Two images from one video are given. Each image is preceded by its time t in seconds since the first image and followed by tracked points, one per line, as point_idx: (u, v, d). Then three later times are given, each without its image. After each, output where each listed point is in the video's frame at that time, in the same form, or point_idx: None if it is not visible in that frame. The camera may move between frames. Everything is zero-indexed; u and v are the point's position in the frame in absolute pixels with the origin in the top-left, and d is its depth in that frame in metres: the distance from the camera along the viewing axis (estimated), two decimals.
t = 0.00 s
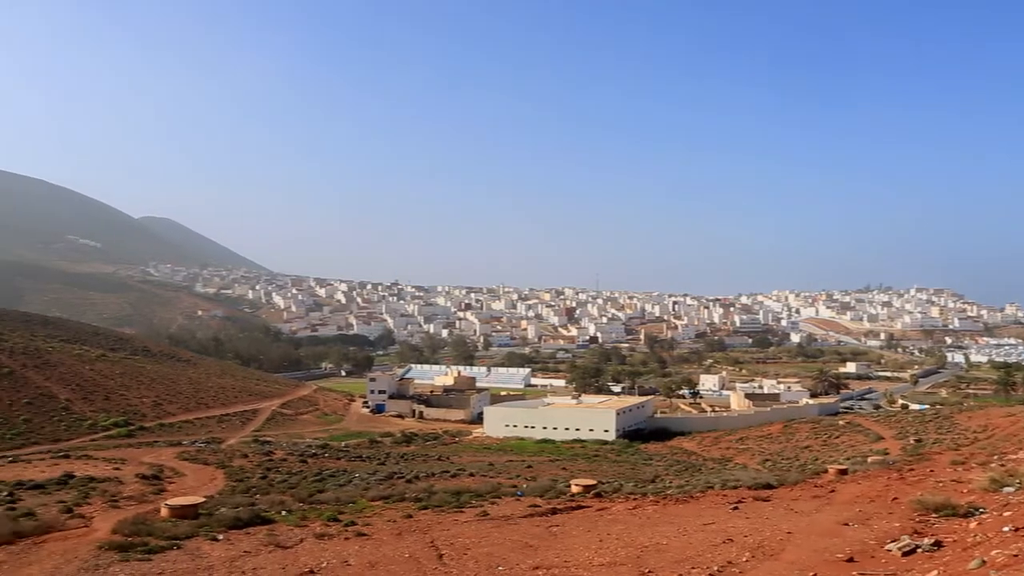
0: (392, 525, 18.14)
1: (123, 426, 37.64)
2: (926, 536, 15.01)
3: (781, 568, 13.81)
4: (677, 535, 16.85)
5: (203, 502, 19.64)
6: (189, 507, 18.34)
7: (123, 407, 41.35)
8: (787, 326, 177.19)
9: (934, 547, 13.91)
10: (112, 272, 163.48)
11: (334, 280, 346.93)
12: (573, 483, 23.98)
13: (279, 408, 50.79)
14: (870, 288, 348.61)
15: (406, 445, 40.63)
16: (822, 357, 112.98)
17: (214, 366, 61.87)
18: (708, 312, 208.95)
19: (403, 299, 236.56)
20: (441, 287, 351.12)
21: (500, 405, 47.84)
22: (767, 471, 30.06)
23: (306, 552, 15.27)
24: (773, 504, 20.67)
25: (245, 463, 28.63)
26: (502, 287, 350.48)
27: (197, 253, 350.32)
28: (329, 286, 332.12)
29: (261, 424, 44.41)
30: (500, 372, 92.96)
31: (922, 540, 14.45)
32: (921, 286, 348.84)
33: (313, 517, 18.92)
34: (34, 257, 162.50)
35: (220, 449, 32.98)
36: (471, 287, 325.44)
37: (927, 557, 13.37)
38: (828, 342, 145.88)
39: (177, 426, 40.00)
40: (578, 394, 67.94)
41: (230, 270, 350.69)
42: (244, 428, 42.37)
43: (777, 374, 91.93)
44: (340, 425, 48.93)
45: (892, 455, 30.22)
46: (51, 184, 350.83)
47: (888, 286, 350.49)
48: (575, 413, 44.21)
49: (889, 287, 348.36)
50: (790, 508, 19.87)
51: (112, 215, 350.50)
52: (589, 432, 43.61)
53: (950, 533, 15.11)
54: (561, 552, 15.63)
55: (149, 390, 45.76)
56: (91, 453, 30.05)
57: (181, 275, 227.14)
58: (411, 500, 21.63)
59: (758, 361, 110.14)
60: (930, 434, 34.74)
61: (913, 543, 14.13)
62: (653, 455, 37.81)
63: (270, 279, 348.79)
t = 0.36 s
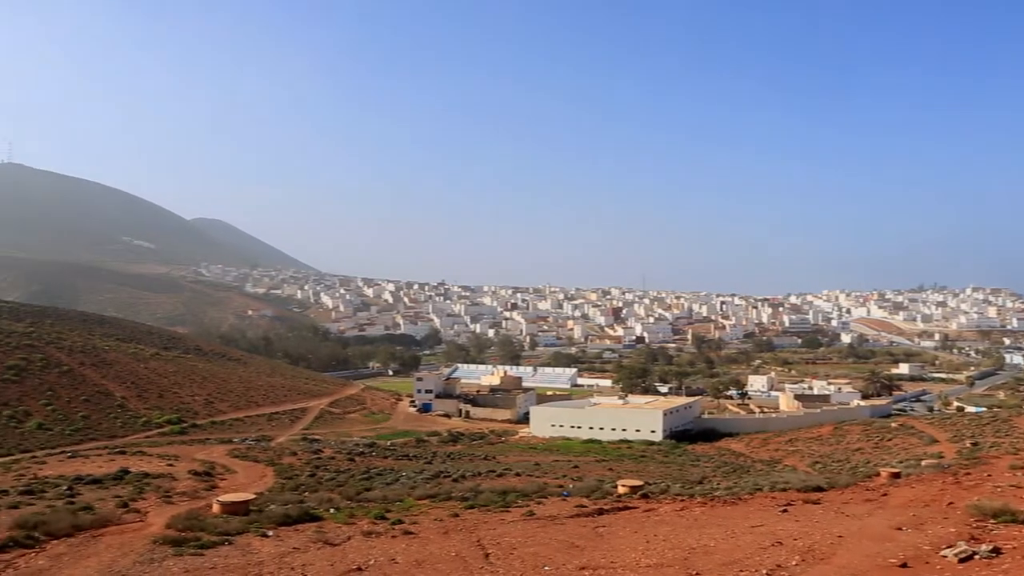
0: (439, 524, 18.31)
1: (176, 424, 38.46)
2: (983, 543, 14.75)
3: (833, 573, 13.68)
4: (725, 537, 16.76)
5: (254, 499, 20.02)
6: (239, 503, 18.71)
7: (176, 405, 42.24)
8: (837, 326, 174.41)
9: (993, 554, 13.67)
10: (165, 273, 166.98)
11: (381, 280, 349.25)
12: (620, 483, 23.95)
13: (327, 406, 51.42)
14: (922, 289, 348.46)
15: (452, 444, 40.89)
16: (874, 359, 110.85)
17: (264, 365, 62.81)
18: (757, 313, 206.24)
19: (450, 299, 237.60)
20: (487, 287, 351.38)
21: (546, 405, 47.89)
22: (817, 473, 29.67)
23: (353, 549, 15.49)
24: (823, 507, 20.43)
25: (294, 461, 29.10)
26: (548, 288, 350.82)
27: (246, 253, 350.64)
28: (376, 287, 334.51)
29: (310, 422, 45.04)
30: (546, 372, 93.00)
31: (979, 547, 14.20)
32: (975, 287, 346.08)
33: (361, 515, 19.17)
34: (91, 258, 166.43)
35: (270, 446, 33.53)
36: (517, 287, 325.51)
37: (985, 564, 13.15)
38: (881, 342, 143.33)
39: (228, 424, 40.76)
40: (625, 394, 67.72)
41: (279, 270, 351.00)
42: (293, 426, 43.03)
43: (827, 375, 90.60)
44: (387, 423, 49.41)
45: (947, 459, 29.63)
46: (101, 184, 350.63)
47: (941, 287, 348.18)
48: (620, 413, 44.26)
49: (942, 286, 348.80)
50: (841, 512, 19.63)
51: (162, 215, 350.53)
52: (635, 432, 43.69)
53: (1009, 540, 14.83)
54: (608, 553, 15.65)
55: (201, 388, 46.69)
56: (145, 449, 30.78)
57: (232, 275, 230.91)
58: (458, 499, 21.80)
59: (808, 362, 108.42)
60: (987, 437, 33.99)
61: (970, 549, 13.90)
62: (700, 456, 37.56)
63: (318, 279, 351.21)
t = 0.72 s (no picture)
0: (485, 524, 18.42)
1: (227, 422, 39.14)
2: None
3: None
4: (774, 540, 16.62)
5: (303, 497, 20.34)
6: (288, 500, 19.01)
7: (227, 403, 43.00)
8: (890, 326, 171.03)
9: None
10: (216, 273, 169.77)
11: (427, 279, 350.79)
12: (667, 484, 23.84)
13: (374, 405, 51.91)
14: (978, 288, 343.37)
15: (498, 443, 41.02)
16: (928, 360, 108.41)
17: (313, 364, 63.57)
18: (807, 313, 202.97)
19: (496, 299, 237.87)
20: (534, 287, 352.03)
21: (592, 405, 47.77)
22: (868, 476, 29.22)
23: (401, 547, 15.67)
24: (876, 511, 20.13)
25: (342, 460, 29.44)
26: (594, 288, 350.72)
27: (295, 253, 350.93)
28: (423, 287, 335.95)
29: (357, 421, 45.51)
30: (592, 372, 92.72)
31: None
32: None
33: (408, 514, 19.36)
34: (144, 258, 170.00)
35: (318, 444, 33.96)
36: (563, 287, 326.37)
37: None
38: (936, 343, 140.28)
39: (278, 422, 41.34)
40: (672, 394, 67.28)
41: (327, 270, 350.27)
42: (340, 424, 43.52)
43: (879, 377, 88.97)
44: (434, 423, 49.70)
45: (1004, 463, 28.97)
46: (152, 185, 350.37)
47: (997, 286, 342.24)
48: (667, 414, 43.97)
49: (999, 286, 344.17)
50: (894, 516, 19.32)
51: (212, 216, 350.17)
52: (682, 433, 43.37)
53: None
54: (654, 554, 15.62)
55: (251, 387, 47.43)
56: (197, 446, 31.41)
57: (280, 275, 234.09)
58: (505, 499, 21.88)
59: (860, 363, 106.40)
60: None
61: None
62: (749, 457, 37.17)
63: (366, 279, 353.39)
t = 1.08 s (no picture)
0: (530, 523, 18.45)
1: (276, 420, 39.68)
2: None
3: None
4: (824, 544, 16.41)
5: (350, 494, 20.56)
6: (335, 498, 19.21)
7: (276, 401, 43.60)
8: (944, 326, 167.33)
9: None
10: (265, 273, 172.16)
11: (472, 280, 351.38)
12: (714, 486, 23.64)
13: (421, 404, 52.22)
14: None
15: (543, 443, 41.02)
16: (984, 361, 105.82)
17: (360, 363, 64.15)
18: (858, 313, 199.37)
19: (541, 299, 237.76)
20: (580, 287, 352.37)
21: (639, 406, 47.55)
22: (921, 480, 28.65)
23: (446, 546, 15.78)
24: (929, 516, 19.75)
25: (389, 458, 29.69)
26: (640, 288, 350.16)
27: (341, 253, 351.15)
28: (468, 286, 337.25)
29: (404, 420, 45.85)
30: (638, 372, 92.22)
31: None
32: None
33: (453, 512, 19.45)
34: (195, 259, 173.17)
35: (365, 443, 34.28)
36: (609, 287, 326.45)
37: None
38: (992, 344, 136.83)
39: (326, 421, 41.80)
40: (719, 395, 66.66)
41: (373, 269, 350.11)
42: (387, 423, 43.85)
43: (933, 378, 87.10)
44: (479, 422, 49.85)
45: None
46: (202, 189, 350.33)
47: None
48: (715, 414, 43.56)
49: None
50: (948, 521, 18.94)
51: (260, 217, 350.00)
52: (730, 434, 42.91)
53: None
54: (701, 556, 15.53)
55: (299, 386, 48.02)
56: (247, 444, 31.91)
57: (328, 276, 236.50)
58: (550, 499, 21.89)
59: (913, 364, 104.21)
60: None
61: None
62: (798, 459, 36.68)
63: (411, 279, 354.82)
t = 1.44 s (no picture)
0: (574, 524, 18.42)
1: (322, 419, 40.11)
2: None
3: None
4: (874, 548, 16.16)
5: (395, 493, 20.72)
6: (381, 496, 19.39)
7: (323, 400, 44.09)
8: (998, 327, 163.49)
9: None
10: (312, 273, 174.21)
11: (516, 279, 351.35)
12: (760, 488, 23.40)
13: (465, 404, 52.44)
14: None
15: (587, 444, 40.93)
16: None
17: (405, 363, 64.57)
18: (909, 312, 195.28)
19: (585, 299, 237.19)
20: (624, 287, 351.61)
21: (684, 406, 47.27)
22: (975, 485, 28.04)
23: (491, 545, 15.84)
24: (983, 521, 19.32)
25: (433, 458, 29.86)
26: (685, 288, 348.46)
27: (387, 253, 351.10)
28: (513, 286, 337.66)
29: (448, 420, 46.04)
30: (683, 372, 91.55)
31: None
32: None
33: (498, 512, 19.52)
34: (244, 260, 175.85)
35: (410, 442, 34.52)
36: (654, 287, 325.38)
37: None
38: None
39: (371, 420, 42.13)
40: (766, 395, 65.91)
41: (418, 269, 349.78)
42: (431, 423, 44.07)
43: (987, 380, 85.17)
44: (523, 422, 49.89)
45: None
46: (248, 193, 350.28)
47: None
48: (761, 416, 43.08)
49: None
50: (1004, 527, 18.52)
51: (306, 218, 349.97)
52: (777, 436, 42.39)
53: None
54: (747, 559, 15.40)
55: (345, 385, 48.49)
56: (294, 442, 32.34)
57: (373, 276, 238.45)
58: (595, 500, 21.85)
59: (966, 366, 101.92)
60: None
61: None
62: (846, 462, 36.12)
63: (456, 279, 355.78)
